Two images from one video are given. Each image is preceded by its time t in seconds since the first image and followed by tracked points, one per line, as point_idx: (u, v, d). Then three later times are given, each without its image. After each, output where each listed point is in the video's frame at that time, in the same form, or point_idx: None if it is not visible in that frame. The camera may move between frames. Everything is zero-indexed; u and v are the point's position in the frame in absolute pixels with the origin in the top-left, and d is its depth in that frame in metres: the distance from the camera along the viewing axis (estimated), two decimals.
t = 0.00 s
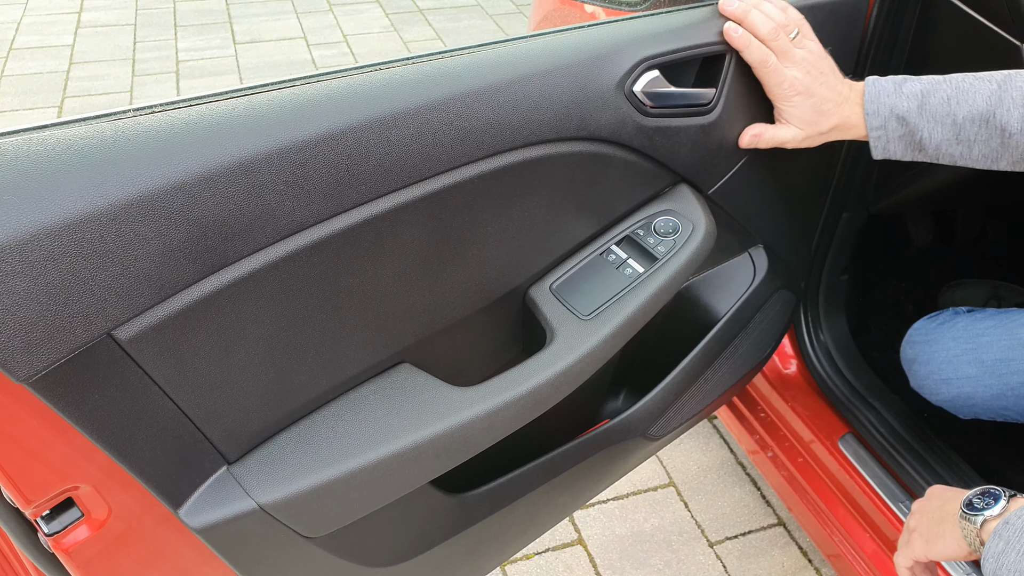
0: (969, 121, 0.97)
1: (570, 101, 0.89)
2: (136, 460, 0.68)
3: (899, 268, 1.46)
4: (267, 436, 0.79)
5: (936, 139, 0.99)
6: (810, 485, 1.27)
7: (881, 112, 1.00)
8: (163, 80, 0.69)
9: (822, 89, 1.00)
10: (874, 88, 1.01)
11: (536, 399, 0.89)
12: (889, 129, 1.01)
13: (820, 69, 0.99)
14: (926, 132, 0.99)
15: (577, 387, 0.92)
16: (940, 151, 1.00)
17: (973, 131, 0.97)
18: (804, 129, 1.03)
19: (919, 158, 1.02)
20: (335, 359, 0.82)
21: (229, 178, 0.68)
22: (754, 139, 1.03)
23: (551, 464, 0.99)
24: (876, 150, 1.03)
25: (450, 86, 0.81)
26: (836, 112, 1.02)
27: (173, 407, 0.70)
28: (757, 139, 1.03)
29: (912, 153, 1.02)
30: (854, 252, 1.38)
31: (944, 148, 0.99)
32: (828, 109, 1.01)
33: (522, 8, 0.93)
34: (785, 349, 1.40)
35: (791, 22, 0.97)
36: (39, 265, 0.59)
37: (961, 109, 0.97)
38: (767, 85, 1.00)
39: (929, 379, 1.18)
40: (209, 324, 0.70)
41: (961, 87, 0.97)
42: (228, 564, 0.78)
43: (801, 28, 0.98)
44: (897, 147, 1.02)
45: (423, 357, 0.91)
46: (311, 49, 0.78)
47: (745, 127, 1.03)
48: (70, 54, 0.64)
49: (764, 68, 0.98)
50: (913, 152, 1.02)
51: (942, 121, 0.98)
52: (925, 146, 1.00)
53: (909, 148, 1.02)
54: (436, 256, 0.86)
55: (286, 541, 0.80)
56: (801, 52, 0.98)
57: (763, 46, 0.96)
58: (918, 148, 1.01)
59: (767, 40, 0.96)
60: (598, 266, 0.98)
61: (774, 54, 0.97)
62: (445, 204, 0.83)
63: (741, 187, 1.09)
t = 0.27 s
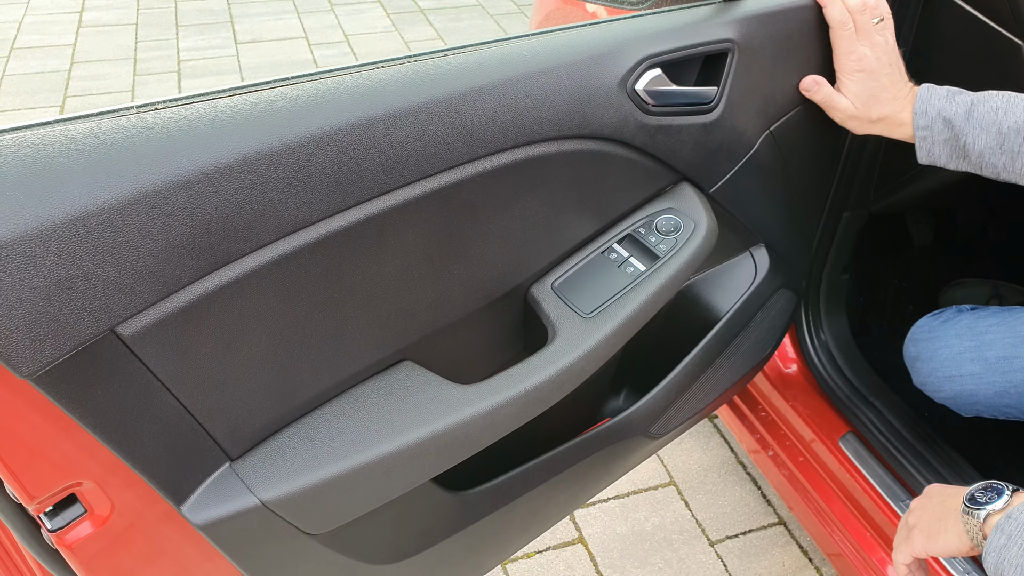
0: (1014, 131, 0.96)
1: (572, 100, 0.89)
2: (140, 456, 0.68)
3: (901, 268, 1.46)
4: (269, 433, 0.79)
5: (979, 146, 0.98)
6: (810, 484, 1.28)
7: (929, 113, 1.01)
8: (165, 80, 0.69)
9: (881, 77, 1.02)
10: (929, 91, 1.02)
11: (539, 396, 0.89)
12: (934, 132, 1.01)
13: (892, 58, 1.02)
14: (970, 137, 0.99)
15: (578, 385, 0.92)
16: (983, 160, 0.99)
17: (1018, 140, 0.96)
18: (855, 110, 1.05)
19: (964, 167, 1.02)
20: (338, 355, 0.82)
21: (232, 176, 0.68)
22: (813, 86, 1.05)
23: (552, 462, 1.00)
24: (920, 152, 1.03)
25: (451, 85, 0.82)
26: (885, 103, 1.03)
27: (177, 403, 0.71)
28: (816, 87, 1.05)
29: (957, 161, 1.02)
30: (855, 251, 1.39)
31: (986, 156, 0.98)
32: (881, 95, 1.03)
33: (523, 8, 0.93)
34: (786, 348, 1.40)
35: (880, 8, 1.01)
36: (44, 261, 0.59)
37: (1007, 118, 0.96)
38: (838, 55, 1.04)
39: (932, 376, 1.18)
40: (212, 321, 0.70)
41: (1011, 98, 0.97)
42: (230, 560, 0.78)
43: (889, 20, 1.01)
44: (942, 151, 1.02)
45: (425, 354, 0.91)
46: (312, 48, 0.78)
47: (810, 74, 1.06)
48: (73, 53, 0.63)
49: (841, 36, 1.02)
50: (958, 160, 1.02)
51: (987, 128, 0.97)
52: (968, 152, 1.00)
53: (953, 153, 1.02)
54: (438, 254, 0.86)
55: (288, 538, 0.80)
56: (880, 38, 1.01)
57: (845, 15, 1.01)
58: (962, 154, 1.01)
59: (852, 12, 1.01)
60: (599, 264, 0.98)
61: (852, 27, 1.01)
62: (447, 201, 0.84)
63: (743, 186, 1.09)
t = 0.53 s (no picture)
0: (1019, 138, 0.97)
1: (573, 100, 0.89)
2: (142, 454, 0.69)
3: (902, 268, 1.45)
4: (271, 431, 0.79)
5: (984, 154, 0.99)
6: (811, 484, 1.28)
7: (932, 120, 1.01)
8: (167, 79, 0.68)
9: (884, 82, 1.01)
10: (929, 98, 1.02)
11: (540, 395, 0.89)
12: (937, 139, 1.01)
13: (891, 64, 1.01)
14: (975, 145, 0.99)
15: (580, 384, 0.93)
16: (987, 167, 1.00)
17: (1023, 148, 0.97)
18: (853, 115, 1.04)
19: (967, 174, 1.02)
20: (339, 354, 0.82)
21: (235, 174, 0.68)
22: (800, 98, 1.05)
23: (553, 461, 1.00)
24: (922, 159, 1.03)
25: (453, 85, 0.82)
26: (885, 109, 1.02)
27: (180, 401, 0.71)
28: (802, 98, 1.04)
29: (959, 168, 1.02)
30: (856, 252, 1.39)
31: (991, 163, 0.99)
32: (882, 101, 1.01)
33: (523, 8, 0.91)
34: (786, 348, 1.40)
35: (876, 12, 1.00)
36: (48, 259, 0.59)
37: (1012, 126, 0.97)
38: (835, 58, 1.03)
39: (932, 378, 1.17)
40: (215, 319, 0.70)
41: (1014, 106, 0.98)
42: (232, 558, 0.78)
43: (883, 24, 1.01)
44: (944, 159, 1.02)
45: (427, 353, 0.91)
46: (313, 48, 0.77)
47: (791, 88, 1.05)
48: (74, 54, 0.62)
49: (837, 38, 1.02)
50: (961, 167, 1.02)
51: (992, 136, 0.98)
52: (972, 160, 1.00)
53: (956, 161, 1.02)
54: (440, 253, 0.86)
55: (290, 536, 0.80)
56: (880, 42, 1.00)
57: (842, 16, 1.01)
58: (965, 162, 1.01)
59: (847, 13, 1.00)
60: (601, 263, 0.98)
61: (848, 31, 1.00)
62: (449, 201, 0.84)
63: (744, 186, 1.10)
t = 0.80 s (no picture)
0: (992, 128, 0.98)
1: (573, 100, 0.89)
2: (143, 454, 0.69)
3: (902, 268, 1.46)
4: (271, 431, 0.79)
5: (957, 144, 0.99)
6: (811, 483, 1.28)
7: (905, 111, 1.00)
8: (168, 80, 0.68)
9: (856, 76, 0.99)
10: (898, 89, 1.01)
11: (540, 395, 0.89)
12: (910, 131, 1.01)
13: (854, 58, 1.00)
14: (949, 135, 0.99)
15: (580, 384, 0.93)
16: (960, 157, 1.00)
17: (995, 137, 0.98)
18: (826, 116, 1.02)
19: (938, 164, 1.02)
20: (340, 354, 0.82)
21: (236, 174, 0.69)
22: (766, 122, 1.03)
23: (553, 461, 1.00)
24: (895, 151, 1.02)
25: (455, 85, 0.82)
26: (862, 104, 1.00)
27: (180, 401, 0.71)
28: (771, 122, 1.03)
29: (930, 159, 1.02)
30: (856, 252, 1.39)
31: (964, 153, 1.00)
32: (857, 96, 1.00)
33: (524, 8, 0.92)
34: (786, 347, 1.40)
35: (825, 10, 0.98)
36: (49, 259, 0.60)
37: (984, 115, 0.98)
38: (803, 62, 0.99)
39: (932, 379, 1.18)
40: (215, 319, 0.70)
41: (984, 95, 0.98)
42: (233, 557, 0.78)
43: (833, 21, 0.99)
44: (917, 150, 1.02)
45: (427, 352, 0.91)
46: (314, 49, 0.77)
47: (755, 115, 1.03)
48: (75, 55, 0.61)
49: (799, 44, 0.98)
50: (933, 157, 1.02)
51: (965, 126, 0.99)
52: (945, 150, 1.00)
53: (928, 152, 1.02)
54: (440, 253, 0.86)
55: (290, 535, 0.80)
56: (838, 38, 0.99)
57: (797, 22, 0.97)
58: (938, 153, 1.01)
59: (803, 17, 0.97)
60: (601, 263, 0.99)
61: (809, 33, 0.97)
62: (449, 200, 0.84)
63: (743, 185, 1.10)
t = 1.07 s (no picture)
0: (984, 113, 0.98)
1: (575, 99, 0.89)
2: (146, 452, 0.69)
3: (903, 267, 1.46)
4: (273, 429, 0.79)
5: (950, 130, 0.99)
6: (812, 483, 1.28)
7: (897, 99, 1.00)
8: (169, 79, 0.70)
9: (841, 65, 0.99)
10: (890, 76, 1.00)
11: (542, 394, 0.89)
12: (903, 118, 1.00)
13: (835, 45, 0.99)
14: (942, 122, 0.99)
15: (582, 383, 0.93)
16: (952, 143, 1.01)
17: (988, 122, 0.99)
18: (815, 109, 1.02)
19: (930, 150, 1.02)
20: (342, 352, 0.82)
21: (238, 172, 0.68)
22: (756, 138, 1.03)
23: (555, 460, 1.00)
24: (887, 138, 1.02)
25: (458, 83, 0.82)
26: (850, 91, 1.00)
27: (182, 399, 0.71)
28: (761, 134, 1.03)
29: (923, 145, 1.02)
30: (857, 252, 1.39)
31: (956, 139, 1.00)
32: (845, 84, 0.99)
33: (526, 8, 0.93)
34: (787, 347, 1.40)
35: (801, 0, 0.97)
36: (52, 257, 0.60)
37: (976, 101, 0.98)
38: (787, 56, 0.98)
39: (934, 378, 1.18)
40: (217, 317, 0.70)
41: (975, 80, 0.99)
42: (234, 556, 0.78)
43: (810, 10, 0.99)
44: (909, 136, 1.02)
45: (429, 352, 0.91)
46: (316, 49, 0.79)
47: (745, 130, 1.04)
48: (76, 54, 0.69)
49: (780, 38, 0.97)
50: (925, 143, 1.02)
51: (957, 111, 0.99)
52: (937, 136, 1.00)
53: (920, 138, 1.02)
54: (443, 252, 0.86)
55: (292, 534, 0.80)
56: (817, 28, 0.98)
57: (775, 15, 0.96)
58: (930, 139, 1.01)
59: (780, 11, 0.96)
60: (603, 262, 0.99)
61: (789, 24, 0.97)
62: (452, 199, 0.84)
63: (745, 185, 1.10)
